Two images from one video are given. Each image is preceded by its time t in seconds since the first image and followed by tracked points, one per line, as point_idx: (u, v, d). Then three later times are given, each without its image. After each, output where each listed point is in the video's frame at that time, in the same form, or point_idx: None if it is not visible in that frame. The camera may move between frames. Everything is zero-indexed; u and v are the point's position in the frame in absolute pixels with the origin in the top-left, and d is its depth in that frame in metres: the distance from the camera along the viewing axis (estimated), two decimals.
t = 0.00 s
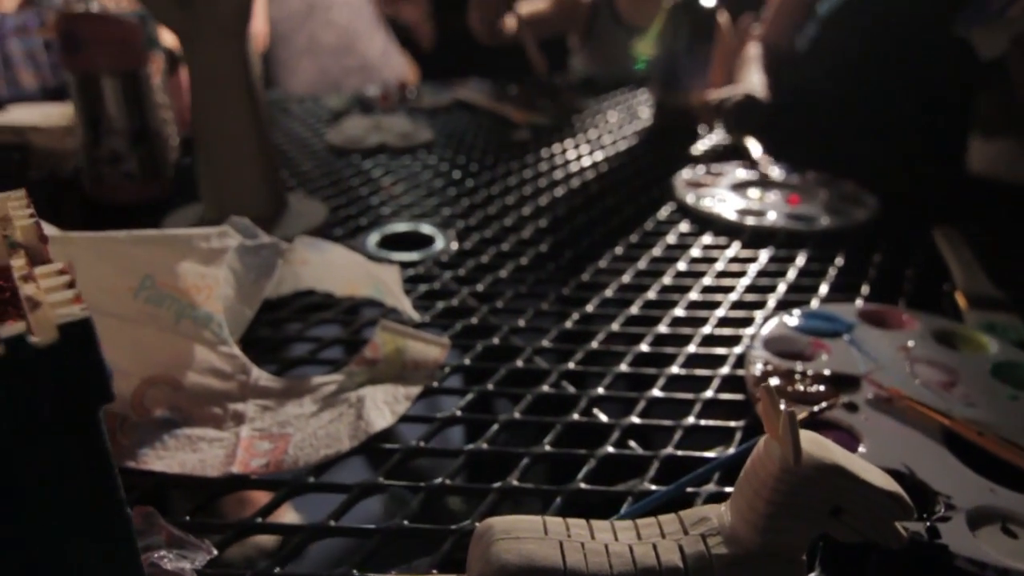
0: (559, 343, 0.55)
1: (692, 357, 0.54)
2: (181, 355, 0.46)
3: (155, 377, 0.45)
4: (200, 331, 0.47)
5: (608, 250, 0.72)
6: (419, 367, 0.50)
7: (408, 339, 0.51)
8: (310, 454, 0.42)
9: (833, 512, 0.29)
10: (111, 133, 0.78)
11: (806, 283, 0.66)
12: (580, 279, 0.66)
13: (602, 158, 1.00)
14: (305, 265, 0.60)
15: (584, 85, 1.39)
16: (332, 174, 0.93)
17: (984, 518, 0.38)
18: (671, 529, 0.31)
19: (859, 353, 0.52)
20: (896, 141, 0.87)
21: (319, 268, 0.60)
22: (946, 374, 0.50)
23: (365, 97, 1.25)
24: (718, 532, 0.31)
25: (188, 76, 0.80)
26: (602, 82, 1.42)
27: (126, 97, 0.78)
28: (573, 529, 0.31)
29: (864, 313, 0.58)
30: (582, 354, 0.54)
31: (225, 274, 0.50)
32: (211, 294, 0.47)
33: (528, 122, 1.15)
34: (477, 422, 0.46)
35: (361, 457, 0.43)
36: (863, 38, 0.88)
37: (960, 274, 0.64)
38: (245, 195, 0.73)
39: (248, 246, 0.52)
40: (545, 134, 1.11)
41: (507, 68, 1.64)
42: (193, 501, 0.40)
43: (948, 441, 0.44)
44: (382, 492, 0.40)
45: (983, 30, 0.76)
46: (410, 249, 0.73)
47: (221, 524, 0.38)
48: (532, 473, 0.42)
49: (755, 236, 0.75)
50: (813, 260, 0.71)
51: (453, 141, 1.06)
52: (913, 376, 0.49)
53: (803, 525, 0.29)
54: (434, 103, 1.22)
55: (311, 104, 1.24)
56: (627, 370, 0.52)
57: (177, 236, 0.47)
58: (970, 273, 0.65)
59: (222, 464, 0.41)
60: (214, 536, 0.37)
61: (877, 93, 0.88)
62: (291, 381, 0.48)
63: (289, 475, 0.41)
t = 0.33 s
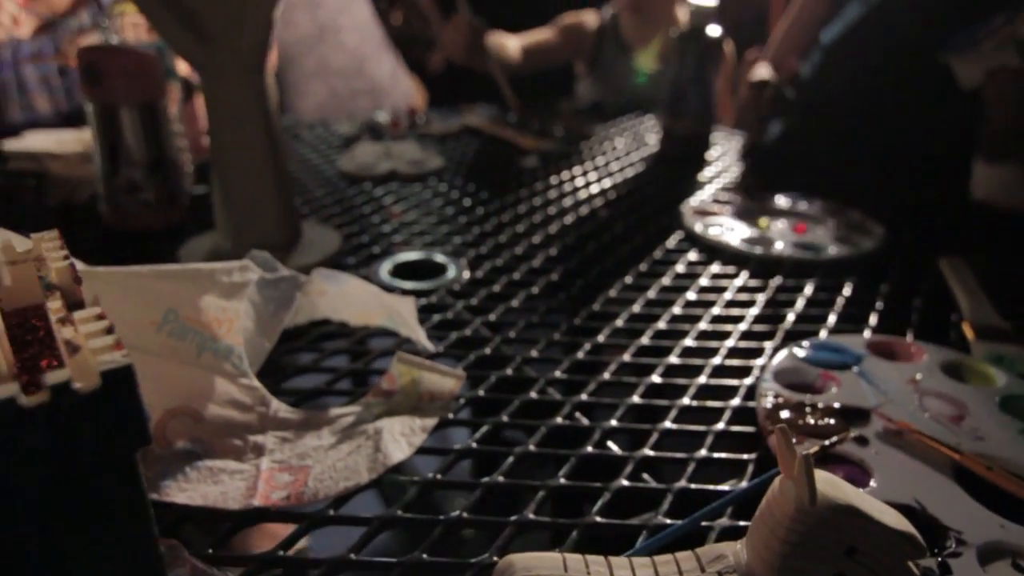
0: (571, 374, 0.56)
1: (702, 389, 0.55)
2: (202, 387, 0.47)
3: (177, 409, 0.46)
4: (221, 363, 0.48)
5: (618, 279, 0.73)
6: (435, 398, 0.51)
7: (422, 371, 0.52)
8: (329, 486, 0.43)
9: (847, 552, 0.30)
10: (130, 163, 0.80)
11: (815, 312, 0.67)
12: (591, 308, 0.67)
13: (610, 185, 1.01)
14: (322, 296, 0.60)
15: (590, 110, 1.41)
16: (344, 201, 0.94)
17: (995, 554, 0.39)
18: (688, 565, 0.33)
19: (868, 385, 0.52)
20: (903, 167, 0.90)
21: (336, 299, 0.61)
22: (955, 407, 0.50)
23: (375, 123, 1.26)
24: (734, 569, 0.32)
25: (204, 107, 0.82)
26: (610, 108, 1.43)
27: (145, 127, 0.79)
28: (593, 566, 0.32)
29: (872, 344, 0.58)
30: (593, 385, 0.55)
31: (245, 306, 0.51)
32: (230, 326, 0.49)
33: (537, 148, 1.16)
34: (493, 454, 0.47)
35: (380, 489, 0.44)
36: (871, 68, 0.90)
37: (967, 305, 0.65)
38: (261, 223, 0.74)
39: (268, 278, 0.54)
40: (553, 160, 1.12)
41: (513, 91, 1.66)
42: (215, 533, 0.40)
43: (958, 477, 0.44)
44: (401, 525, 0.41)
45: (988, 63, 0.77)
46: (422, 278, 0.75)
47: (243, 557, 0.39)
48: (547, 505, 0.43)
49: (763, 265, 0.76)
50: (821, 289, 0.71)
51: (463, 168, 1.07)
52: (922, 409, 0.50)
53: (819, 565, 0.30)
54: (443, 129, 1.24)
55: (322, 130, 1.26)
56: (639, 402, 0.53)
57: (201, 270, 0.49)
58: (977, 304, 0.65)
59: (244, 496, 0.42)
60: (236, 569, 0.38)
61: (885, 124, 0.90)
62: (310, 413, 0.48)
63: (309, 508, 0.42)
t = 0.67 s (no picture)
0: (582, 403, 0.57)
1: (713, 417, 0.55)
2: (222, 417, 0.48)
3: (197, 439, 0.47)
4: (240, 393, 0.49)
5: (627, 305, 0.74)
6: (449, 425, 0.52)
7: (438, 400, 0.53)
8: (347, 516, 0.44)
9: None
10: (146, 191, 0.81)
11: (823, 339, 0.68)
12: (601, 335, 0.68)
13: (618, 209, 1.02)
14: (337, 324, 0.61)
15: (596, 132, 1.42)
16: (354, 226, 0.95)
17: None
18: None
19: (877, 414, 0.53)
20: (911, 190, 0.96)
21: (349, 327, 0.61)
22: (963, 436, 0.51)
23: (384, 147, 1.28)
24: None
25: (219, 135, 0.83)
26: (616, 133, 1.45)
27: (161, 155, 0.81)
28: None
29: (881, 373, 0.59)
30: (605, 414, 0.55)
31: (264, 338, 0.53)
32: (250, 356, 0.49)
33: (545, 173, 1.17)
34: (507, 483, 0.47)
35: (397, 518, 0.44)
36: (873, 93, 0.96)
37: (973, 333, 0.65)
38: (275, 248, 0.75)
39: (286, 309, 0.55)
40: (560, 185, 1.13)
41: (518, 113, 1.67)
42: (235, 562, 0.41)
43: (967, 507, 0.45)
44: (418, 553, 0.42)
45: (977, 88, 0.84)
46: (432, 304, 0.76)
47: None
48: (562, 535, 0.43)
49: (771, 291, 0.77)
50: (829, 316, 0.72)
51: (472, 193, 1.09)
52: (932, 439, 0.51)
53: None
54: (452, 153, 1.25)
55: (332, 153, 1.27)
56: (650, 430, 0.53)
57: (221, 301, 0.50)
58: (983, 331, 0.66)
59: (263, 525, 0.43)
60: None
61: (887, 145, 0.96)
62: (327, 442, 0.49)
63: (328, 537, 0.43)
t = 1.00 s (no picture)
0: (592, 427, 0.57)
1: (722, 442, 0.56)
2: (239, 443, 0.49)
3: (216, 464, 0.48)
4: (257, 420, 0.50)
5: (635, 328, 0.75)
6: (462, 451, 0.52)
7: (450, 424, 0.53)
8: (363, 541, 0.44)
9: None
10: (158, 214, 0.82)
11: (830, 363, 0.68)
12: (610, 358, 0.68)
13: (624, 231, 1.03)
14: (350, 348, 0.63)
15: (602, 154, 1.43)
16: (363, 248, 0.96)
17: None
18: None
19: (886, 440, 0.53)
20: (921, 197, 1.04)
21: (363, 352, 0.63)
22: (972, 462, 0.51)
23: (392, 168, 1.29)
24: None
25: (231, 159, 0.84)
26: (621, 154, 1.46)
27: (174, 179, 0.82)
28: None
29: (888, 397, 0.60)
30: (615, 439, 0.56)
31: (280, 365, 0.54)
32: (266, 383, 0.51)
33: (551, 194, 1.18)
34: (520, 509, 0.48)
35: (412, 545, 0.45)
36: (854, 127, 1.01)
37: (981, 357, 0.66)
38: (288, 272, 0.76)
39: (301, 335, 0.57)
40: (567, 206, 1.14)
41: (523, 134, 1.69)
42: None
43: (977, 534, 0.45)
44: None
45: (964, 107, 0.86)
46: (443, 326, 0.77)
47: None
48: (573, 561, 0.44)
49: (778, 314, 0.78)
50: (836, 339, 0.73)
51: (479, 214, 1.10)
52: (941, 465, 0.51)
53: None
54: (459, 173, 1.26)
55: (340, 174, 1.28)
56: (660, 455, 0.54)
57: (238, 328, 0.53)
58: (990, 355, 0.66)
59: (281, 552, 0.43)
60: None
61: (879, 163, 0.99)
62: (341, 468, 0.50)
63: (344, 564, 0.43)
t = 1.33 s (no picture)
0: (600, 449, 0.58)
1: (729, 464, 0.56)
2: (252, 465, 0.49)
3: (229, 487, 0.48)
4: (269, 442, 0.50)
5: (641, 348, 0.75)
6: (472, 473, 0.53)
7: (460, 446, 0.54)
8: (375, 564, 0.44)
9: None
10: (168, 234, 0.83)
11: (835, 384, 0.69)
12: (617, 379, 0.69)
13: (629, 249, 1.04)
14: (360, 370, 0.64)
15: (606, 171, 1.44)
16: (370, 267, 0.97)
17: None
18: None
19: (892, 462, 0.54)
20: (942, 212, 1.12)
21: (374, 372, 0.64)
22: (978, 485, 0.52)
23: (398, 187, 1.30)
24: None
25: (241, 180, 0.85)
26: (625, 171, 1.47)
27: (184, 200, 0.83)
28: None
29: (894, 419, 0.60)
30: (623, 461, 0.56)
31: (292, 390, 0.55)
32: (278, 406, 0.52)
33: (556, 213, 1.19)
34: (530, 532, 0.48)
35: (423, 567, 0.45)
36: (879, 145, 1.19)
37: (985, 378, 0.66)
38: (298, 292, 0.77)
39: (313, 358, 0.58)
40: (572, 225, 1.15)
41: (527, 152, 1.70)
42: None
43: (984, 558, 0.46)
44: None
45: (927, 142, 1.11)
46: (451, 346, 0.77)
47: None
48: None
49: (783, 333, 0.78)
50: (840, 360, 0.73)
51: (485, 233, 1.11)
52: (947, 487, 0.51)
53: None
54: (463, 192, 1.27)
55: (346, 192, 1.29)
56: (668, 476, 0.54)
57: (251, 350, 0.55)
58: (994, 376, 0.67)
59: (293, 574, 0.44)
60: None
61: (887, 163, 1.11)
62: (352, 490, 0.50)
63: None
